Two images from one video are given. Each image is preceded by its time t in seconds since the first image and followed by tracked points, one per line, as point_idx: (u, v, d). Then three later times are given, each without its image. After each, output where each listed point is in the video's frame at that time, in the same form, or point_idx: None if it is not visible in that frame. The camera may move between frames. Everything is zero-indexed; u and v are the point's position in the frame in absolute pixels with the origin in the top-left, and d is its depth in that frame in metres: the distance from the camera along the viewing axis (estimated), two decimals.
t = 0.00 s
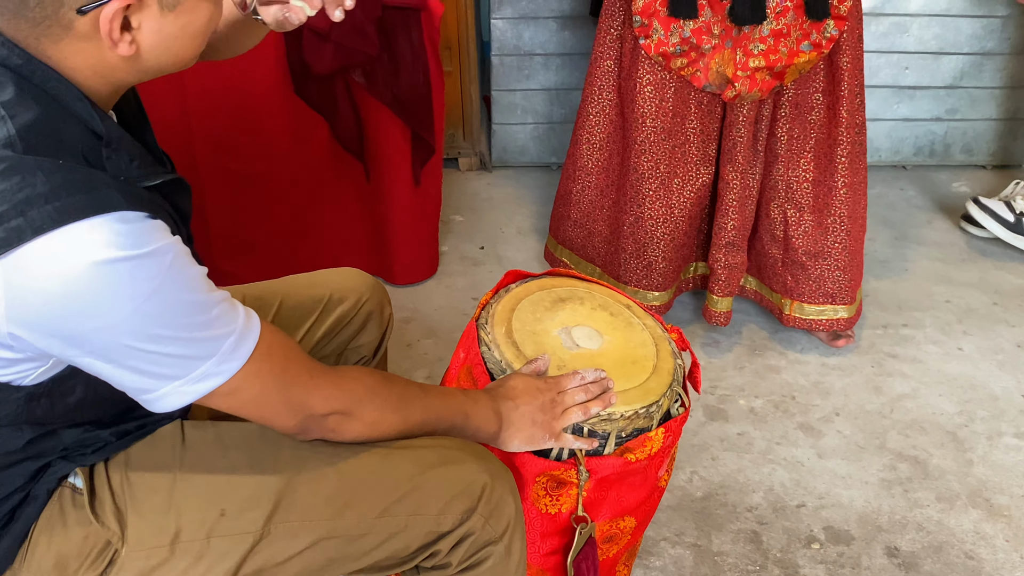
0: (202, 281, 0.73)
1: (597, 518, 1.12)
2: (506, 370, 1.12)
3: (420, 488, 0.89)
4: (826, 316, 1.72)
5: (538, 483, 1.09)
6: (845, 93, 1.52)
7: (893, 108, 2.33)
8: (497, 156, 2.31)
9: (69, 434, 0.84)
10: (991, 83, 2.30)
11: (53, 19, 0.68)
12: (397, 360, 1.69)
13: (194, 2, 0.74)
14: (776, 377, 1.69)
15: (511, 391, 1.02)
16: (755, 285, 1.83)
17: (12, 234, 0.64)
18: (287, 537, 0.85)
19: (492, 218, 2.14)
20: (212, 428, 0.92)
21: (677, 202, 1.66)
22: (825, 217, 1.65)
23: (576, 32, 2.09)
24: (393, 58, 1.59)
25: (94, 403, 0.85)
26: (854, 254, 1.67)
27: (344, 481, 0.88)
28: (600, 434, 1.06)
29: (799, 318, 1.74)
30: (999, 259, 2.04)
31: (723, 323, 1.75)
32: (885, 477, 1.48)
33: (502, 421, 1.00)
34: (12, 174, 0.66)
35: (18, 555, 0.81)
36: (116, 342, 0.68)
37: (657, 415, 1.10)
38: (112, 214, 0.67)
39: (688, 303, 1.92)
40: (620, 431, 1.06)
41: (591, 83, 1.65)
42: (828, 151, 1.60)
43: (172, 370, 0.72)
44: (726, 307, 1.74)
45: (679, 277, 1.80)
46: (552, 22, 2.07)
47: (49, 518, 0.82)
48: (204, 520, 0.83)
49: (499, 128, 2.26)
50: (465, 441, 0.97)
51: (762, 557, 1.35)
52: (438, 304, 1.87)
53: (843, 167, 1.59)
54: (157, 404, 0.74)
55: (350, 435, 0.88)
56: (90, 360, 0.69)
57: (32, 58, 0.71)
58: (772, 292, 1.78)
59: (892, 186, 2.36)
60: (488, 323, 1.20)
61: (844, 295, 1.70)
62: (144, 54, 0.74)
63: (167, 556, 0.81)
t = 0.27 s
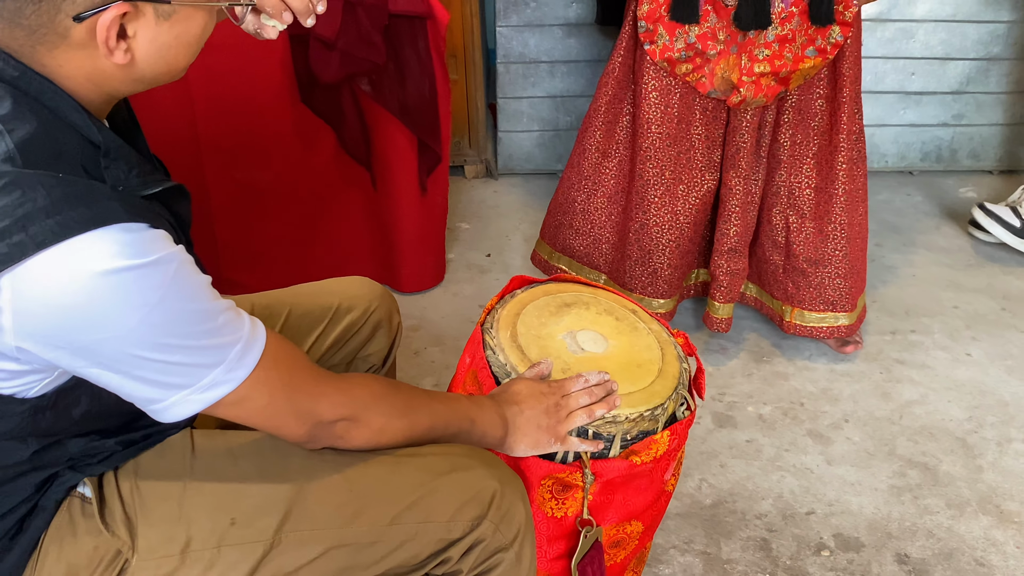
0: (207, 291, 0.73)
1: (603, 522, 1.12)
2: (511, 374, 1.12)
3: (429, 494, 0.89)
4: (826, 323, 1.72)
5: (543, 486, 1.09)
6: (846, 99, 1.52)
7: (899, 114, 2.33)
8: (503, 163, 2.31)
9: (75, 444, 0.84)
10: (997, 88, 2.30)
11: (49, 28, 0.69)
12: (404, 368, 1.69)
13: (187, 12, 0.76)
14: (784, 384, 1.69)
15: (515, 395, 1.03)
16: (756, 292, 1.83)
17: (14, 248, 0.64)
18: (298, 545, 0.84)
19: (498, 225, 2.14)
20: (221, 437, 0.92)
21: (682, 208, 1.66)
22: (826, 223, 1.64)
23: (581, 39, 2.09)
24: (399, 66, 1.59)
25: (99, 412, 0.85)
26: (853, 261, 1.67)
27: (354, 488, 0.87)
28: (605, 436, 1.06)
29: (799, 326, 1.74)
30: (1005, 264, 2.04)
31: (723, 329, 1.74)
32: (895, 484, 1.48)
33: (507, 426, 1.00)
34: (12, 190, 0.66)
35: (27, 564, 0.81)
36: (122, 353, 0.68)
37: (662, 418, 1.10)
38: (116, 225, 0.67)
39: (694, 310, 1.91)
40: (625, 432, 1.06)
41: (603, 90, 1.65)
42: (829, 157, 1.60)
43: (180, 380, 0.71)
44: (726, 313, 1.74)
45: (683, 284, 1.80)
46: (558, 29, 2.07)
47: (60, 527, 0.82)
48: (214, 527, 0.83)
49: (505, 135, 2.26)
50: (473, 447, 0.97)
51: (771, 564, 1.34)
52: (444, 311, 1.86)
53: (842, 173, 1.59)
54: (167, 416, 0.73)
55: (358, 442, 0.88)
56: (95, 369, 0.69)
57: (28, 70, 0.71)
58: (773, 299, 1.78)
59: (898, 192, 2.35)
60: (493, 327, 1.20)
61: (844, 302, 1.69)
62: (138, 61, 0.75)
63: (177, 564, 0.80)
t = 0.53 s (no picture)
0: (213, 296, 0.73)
1: (612, 528, 1.11)
2: (520, 380, 1.11)
3: (438, 501, 0.88)
4: (838, 327, 1.71)
5: (552, 493, 1.08)
6: (858, 101, 1.52)
7: (907, 118, 2.33)
8: (510, 168, 2.32)
9: (82, 450, 0.84)
10: (1005, 92, 2.29)
11: (70, 44, 0.69)
12: (411, 374, 1.69)
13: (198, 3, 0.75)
14: (793, 389, 1.68)
15: (524, 402, 1.02)
16: (768, 297, 1.83)
17: (20, 254, 0.63)
18: (307, 552, 0.84)
19: (505, 230, 2.14)
20: (232, 444, 0.92)
21: (695, 212, 1.66)
22: (838, 227, 1.64)
23: (588, 44, 2.09)
24: (406, 72, 1.59)
25: (104, 421, 0.85)
26: (866, 265, 1.66)
27: (362, 495, 0.87)
28: (614, 442, 1.05)
29: (812, 330, 1.73)
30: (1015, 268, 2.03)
31: (738, 334, 1.74)
32: (905, 488, 1.47)
33: (516, 433, 0.99)
34: (19, 196, 0.66)
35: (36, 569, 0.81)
36: (129, 359, 0.67)
37: (672, 424, 1.09)
38: (119, 230, 0.67)
39: (703, 315, 1.91)
40: (634, 440, 1.06)
41: (607, 96, 1.65)
42: (840, 160, 1.59)
43: (187, 386, 0.71)
44: (740, 318, 1.74)
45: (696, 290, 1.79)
46: (564, 34, 2.07)
47: (69, 532, 0.82)
48: (222, 535, 0.83)
49: (512, 140, 2.26)
50: (482, 453, 0.97)
51: (781, 570, 1.33)
52: (452, 316, 1.86)
53: (853, 176, 1.58)
54: (173, 423, 0.73)
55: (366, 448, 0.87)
56: (100, 375, 0.69)
57: (35, 77, 0.71)
58: (785, 303, 1.77)
59: (906, 196, 2.35)
60: (501, 334, 1.20)
61: (856, 307, 1.68)
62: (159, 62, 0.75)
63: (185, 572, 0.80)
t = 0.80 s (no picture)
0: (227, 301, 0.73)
1: (623, 534, 1.11)
2: (530, 386, 1.11)
3: (449, 507, 0.88)
4: (854, 330, 1.71)
5: (562, 499, 1.08)
6: (870, 105, 1.52)
7: (917, 122, 2.32)
8: (519, 174, 2.32)
9: (94, 456, 0.84)
10: (1016, 95, 2.29)
11: (92, 52, 0.70)
12: (421, 380, 1.69)
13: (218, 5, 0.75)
14: (804, 395, 1.68)
15: (534, 408, 1.02)
16: (780, 302, 1.82)
17: (35, 256, 0.64)
18: (318, 560, 0.83)
19: (515, 236, 2.14)
20: (242, 451, 0.92)
21: (707, 218, 1.66)
22: (852, 230, 1.64)
23: (596, 50, 2.09)
24: (416, 78, 1.60)
25: (116, 429, 0.85)
26: (881, 268, 1.65)
27: (372, 502, 0.87)
28: (624, 447, 1.05)
29: (828, 334, 1.73)
30: None
31: (752, 340, 1.73)
32: (917, 494, 1.46)
33: (526, 439, 1.00)
34: (35, 198, 0.66)
35: None
36: (142, 362, 0.67)
37: (682, 429, 1.09)
38: (135, 232, 0.67)
39: (713, 321, 1.91)
40: (644, 445, 1.05)
41: (619, 102, 1.65)
42: (854, 164, 1.59)
43: (199, 390, 0.71)
44: (754, 323, 1.73)
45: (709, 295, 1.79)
46: (573, 40, 2.07)
47: (81, 538, 0.82)
48: (232, 542, 0.82)
49: (521, 146, 2.26)
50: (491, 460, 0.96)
51: None
52: (461, 322, 1.86)
53: (869, 178, 1.58)
54: (185, 427, 0.73)
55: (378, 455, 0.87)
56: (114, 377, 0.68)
57: (52, 82, 0.71)
58: (799, 308, 1.77)
59: (917, 201, 2.34)
60: (511, 339, 1.20)
61: (873, 308, 1.68)
62: (180, 64, 0.76)
63: None
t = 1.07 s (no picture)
0: (242, 312, 0.73)
1: (636, 544, 1.11)
2: (542, 396, 1.11)
3: (461, 518, 0.87)
4: (864, 338, 1.70)
5: (576, 509, 1.08)
6: (880, 112, 1.52)
7: (929, 130, 2.32)
8: (529, 183, 2.32)
9: (108, 467, 0.84)
10: None
11: (115, 67, 0.70)
12: (433, 389, 1.69)
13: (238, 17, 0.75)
14: (817, 404, 1.67)
15: (546, 418, 1.02)
16: (791, 309, 1.82)
17: (54, 266, 0.63)
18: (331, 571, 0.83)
19: (526, 245, 2.14)
20: (254, 461, 0.92)
21: (717, 226, 1.66)
22: (863, 238, 1.63)
23: (607, 59, 2.09)
24: (426, 88, 1.60)
25: (132, 440, 0.86)
26: (892, 276, 1.65)
27: (385, 513, 0.86)
28: (638, 457, 1.05)
29: (838, 342, 1.72)
30: None
31: (762, 348, 1.73)
32: (931, 504, 1.46)
33: (538, 449, 0.99)
34: (54, 209, 0.65)
35: None
36: (159, 372, 0.67)
37: (696, 439, 1.09)
38: (153, 243, 0.67)
39: (725, 329, 1.90)
40: (658, 454, 1.05)
41: (631, 110, 1.65)
42: (864, 172, 1.59)
43: (214, 402, 0.71)
44: (764, 331, 1.73)
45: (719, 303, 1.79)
46: (583, 49, 2.08)
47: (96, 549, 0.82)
48: (246, 554, 0.83)
49: (532, 155, 2.26)
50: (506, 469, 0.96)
51: None
52: (473, 331, 1.86)
53: (879, 186, 1.58)
54: (199, 439, 0.73)
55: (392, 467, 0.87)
56: (129, 388, 0.68)
57: (74, 95, 0.71)
58: (810, 316, 1.77)
59: (929, 209, 2.34)
60: (523, 348, 1.20)
61: (884, 316, 1.68)
62: (199, 77, 0.76)
63: None
